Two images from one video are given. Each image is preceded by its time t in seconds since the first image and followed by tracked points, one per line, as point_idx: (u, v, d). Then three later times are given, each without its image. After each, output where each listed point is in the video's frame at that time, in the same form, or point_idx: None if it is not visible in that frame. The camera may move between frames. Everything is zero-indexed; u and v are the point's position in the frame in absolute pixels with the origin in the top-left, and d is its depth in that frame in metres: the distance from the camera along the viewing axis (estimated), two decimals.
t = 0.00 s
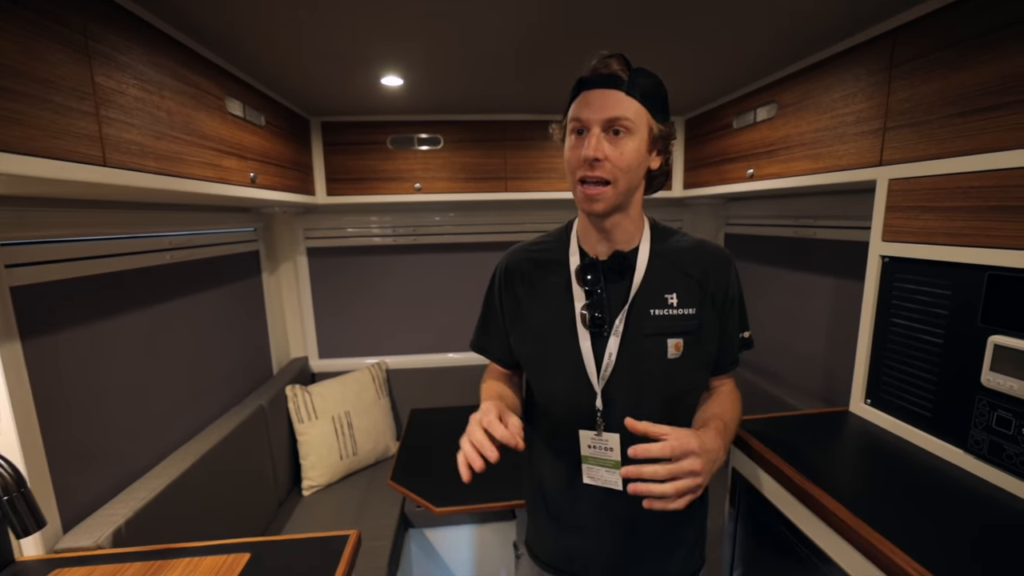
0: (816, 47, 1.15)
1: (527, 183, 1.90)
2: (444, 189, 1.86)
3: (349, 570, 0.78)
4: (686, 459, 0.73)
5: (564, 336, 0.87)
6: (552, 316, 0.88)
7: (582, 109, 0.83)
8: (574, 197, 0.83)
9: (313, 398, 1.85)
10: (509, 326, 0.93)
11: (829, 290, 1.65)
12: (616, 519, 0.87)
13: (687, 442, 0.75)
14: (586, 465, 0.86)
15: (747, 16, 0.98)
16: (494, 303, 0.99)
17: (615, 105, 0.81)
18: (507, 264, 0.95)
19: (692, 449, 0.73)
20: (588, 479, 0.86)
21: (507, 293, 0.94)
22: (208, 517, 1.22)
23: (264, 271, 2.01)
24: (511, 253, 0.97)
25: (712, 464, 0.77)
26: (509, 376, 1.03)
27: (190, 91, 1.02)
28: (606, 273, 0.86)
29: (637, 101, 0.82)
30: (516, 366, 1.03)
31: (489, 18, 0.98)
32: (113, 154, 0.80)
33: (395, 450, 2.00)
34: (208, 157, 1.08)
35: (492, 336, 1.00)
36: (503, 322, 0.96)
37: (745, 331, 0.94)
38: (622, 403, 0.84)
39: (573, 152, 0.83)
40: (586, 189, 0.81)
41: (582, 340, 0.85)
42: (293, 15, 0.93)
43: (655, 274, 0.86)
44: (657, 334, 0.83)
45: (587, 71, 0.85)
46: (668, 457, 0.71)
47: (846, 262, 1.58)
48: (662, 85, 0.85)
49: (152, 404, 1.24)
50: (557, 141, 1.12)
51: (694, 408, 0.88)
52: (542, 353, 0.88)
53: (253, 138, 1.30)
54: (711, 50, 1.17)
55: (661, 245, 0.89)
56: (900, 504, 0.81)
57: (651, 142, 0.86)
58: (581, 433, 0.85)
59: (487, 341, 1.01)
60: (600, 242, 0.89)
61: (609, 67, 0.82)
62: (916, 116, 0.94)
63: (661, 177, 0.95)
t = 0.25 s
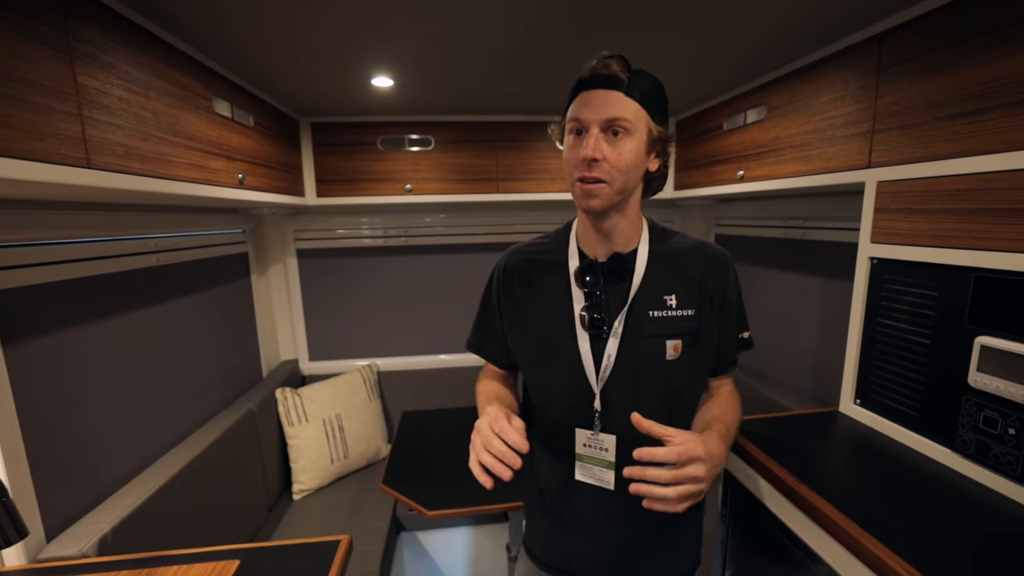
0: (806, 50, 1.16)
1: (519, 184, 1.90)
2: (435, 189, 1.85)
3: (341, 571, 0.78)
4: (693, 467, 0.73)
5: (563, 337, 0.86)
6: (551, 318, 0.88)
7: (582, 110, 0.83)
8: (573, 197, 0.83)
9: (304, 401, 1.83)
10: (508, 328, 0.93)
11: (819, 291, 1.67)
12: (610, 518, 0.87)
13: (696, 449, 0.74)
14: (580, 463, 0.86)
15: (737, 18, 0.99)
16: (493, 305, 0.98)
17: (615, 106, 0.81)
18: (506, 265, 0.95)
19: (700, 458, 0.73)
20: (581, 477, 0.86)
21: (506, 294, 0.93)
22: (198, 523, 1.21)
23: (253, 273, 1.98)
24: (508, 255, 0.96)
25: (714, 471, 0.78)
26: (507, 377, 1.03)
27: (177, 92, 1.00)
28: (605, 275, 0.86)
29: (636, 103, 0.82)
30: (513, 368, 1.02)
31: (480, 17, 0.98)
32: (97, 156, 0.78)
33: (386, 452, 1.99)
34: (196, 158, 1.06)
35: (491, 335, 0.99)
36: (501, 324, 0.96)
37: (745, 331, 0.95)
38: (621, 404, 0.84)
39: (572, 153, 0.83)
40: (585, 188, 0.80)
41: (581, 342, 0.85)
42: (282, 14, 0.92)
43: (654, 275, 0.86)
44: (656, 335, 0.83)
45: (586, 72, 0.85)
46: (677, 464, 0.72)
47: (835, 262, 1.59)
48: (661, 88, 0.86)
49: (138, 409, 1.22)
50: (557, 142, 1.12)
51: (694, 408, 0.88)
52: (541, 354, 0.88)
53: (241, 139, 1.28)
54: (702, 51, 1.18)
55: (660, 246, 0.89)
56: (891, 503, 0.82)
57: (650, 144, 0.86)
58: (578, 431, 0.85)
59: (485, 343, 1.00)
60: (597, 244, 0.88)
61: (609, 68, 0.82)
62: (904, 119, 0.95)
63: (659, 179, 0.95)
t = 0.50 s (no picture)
0: (800, 53, 1.17)
1: (515, 185, 1.90)
2: (431, 191, 1.85)
3: (338, 571, 0.78)
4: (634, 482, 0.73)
5: (560, 338, 0.87)
6: (548, 318, 0.88)
7: (584, 111, 0.83)
8: (574, 198, 0.83)
9: (299, 404, 1.82)
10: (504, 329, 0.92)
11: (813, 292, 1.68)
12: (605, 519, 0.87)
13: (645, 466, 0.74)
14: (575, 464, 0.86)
15: (732, 21, 0.99)
16: (488, 306, 0.98)
17: (617, 108, 0.81)
18: (503, 264, 0.94)
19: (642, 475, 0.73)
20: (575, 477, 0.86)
21: (502, 295, 0.93)
22: (192, 527, 1.20)
23: (248, 274, 1.97)
24: (504, 255, 0.96)
25: (658, 493, 0.76)
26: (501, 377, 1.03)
27: (170, 93, 0.99)
28: (603, 277, 0.87)
29: (638, 105, 0.82)
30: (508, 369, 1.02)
31: (477, 19, 0.98)
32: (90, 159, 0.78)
33: (382, 454, 1.99)
34: (190, 160, 1.05)
35: (486, 336, 0.99)
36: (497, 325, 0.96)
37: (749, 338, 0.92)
38: (617, 407, 0.84)
39: (574, 153, 0.83)
40: (586, 189, 0.80)
41: (578, 344, 0.85)
42: (278, 17, 0.92)
43: (651, 278, 0.87)
44: (653, 338, 0.84)
45: (589, 73, 0.85)
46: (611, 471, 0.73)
47: (829, 264, 1.60)
48: (663, 92, 0.86)
49: (131, 412, 1.21)
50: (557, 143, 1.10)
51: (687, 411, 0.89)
52: (538, 355, 0.88)
53: (236, 141, 1.27)
54: (697, 54, 1.18)
55: (658, 249, 0.89)
56: (884, 504, 0.83)
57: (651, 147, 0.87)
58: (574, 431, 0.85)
59: (479, 344, 1.00)
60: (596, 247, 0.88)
61: (612, 70, 0.82)
62: (896, 122, 0.96)
63: (659, 182, 0.96)
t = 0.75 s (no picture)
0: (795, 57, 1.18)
1: (513, 187, 1.90)
2: (428, 193, 1.85)
3: (338, 572, 0.79)
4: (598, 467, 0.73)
5: (554, 334, 0.87)
6: (543, 315, 0.88)
7: (588, 105, 0.84)
8: (575, 191, 0.84)
9: (297, 405, 1.82)
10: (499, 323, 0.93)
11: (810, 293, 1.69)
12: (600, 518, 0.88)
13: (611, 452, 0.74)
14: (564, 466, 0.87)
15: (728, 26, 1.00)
16: (484, 300, 0.99)
17: (622, 102, 0.82)
18: (500, 261, 0.95)
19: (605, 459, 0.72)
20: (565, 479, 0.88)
21: (498, 289, 0.94)
22: (190, 529, 1.20)
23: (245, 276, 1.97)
24: (502, 250, 0.97)
25: (619, 482, 0.76)
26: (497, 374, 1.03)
27: (169, 96, 0.99)
28: (598, 274, 0.87)
29: (642, 101, 0.83)
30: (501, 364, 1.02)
31: (475, 22, 0.98)
32: (89, 163, 0.78)
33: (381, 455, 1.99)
34: (188, 163, 1.05)
35: (482, 333, 0.99)
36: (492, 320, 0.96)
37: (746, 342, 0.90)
38: (607, 403, 0.85)
39: (578, 146, 0.83)
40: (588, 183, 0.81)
41: (571, 340, 0.85)
42: (277, 20, 0.93)
43: (646, 278, 0.87)
44: (647, 337, 0.84)
45: (594, 69, 0.85)
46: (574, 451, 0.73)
47: (825, 265, 1.62)
48: (666, 93, 0.87)
49: (129, 415, 1.21)
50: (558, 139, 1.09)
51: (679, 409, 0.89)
52: (534, 351, 0.89)
53: (234, 143, 1.27)
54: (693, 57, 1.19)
55: (655, 249, 0.90)
56: (878, 503, 0.84)
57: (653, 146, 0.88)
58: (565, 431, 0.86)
59: (474, 338, 1.00)
60: (594, 242, 0.90)
61: (616, 67, 0.83)
62: (890, 126, 0.97)
63: (658, 181, 0.97)
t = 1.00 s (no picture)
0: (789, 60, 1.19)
1: (510, 188, 1.91)
2: (425, 194, 1.85)
3: (335, 571, 0.79)
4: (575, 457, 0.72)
5: (544, 334, 0.88)
6: (532, 315, 0.89)
7: (581, 103, 0.85)
8: (567, 187, 0.84)
9: (294, 406, 1.82)
10: (491, 321, 0.94)
11: (805, 294, 1.70)
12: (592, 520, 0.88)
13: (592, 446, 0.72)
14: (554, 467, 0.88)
15: (721, 28, 1.01)
16: (478, 298, 0.99)
17: (613, 101, 0.83)
18: (492, 260, 0.96)
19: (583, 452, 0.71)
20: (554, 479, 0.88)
21: (491, 287, 0.94)
22: (187, 531, 1.20)
23: (242, 276, 1.97)
24: (497, 249, 0.98)
25: (600, 476, 0.75)
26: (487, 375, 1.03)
27: (165, 98, 1.00)
28: (589, 273, 0.88)
29: (633, 101, 0.85)
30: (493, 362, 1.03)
31: (470, 24, 0.99)
32: (86, 164, 0.78)
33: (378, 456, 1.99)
34: (185, 164, 1.06)
35: (473, 332, 1.00)
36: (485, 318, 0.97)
37: (739, 349, 0.89)
38: (596, 403, 0.86)
39: (570, 143, 0.84)
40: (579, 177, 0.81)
41: (561, 340, 0.86)
42: (273, 23, 0.93)
43: (637, 279, 0.88)
44: (636, 338, 0.85)
45: (589, 69, 0.87)
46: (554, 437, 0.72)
47: (820, 265, 1.63)
48: (658, 95, 0.88)
49: (125, 416, 1.21)
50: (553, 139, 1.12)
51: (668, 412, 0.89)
52: (523, 351, 0.89)
53: (231, 145, 1.28)
54: (688, 59, 1.20)
55: (646, 251, 0.90)
56: (871, 502, 0.85)
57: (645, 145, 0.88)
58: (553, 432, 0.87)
59: (466, 335, 1.00)
60: (586, 241, 0.90)
61: (610, 66, 0.85)
62: (882, 128, 0.98)
63: (651, 185, 0.97)
